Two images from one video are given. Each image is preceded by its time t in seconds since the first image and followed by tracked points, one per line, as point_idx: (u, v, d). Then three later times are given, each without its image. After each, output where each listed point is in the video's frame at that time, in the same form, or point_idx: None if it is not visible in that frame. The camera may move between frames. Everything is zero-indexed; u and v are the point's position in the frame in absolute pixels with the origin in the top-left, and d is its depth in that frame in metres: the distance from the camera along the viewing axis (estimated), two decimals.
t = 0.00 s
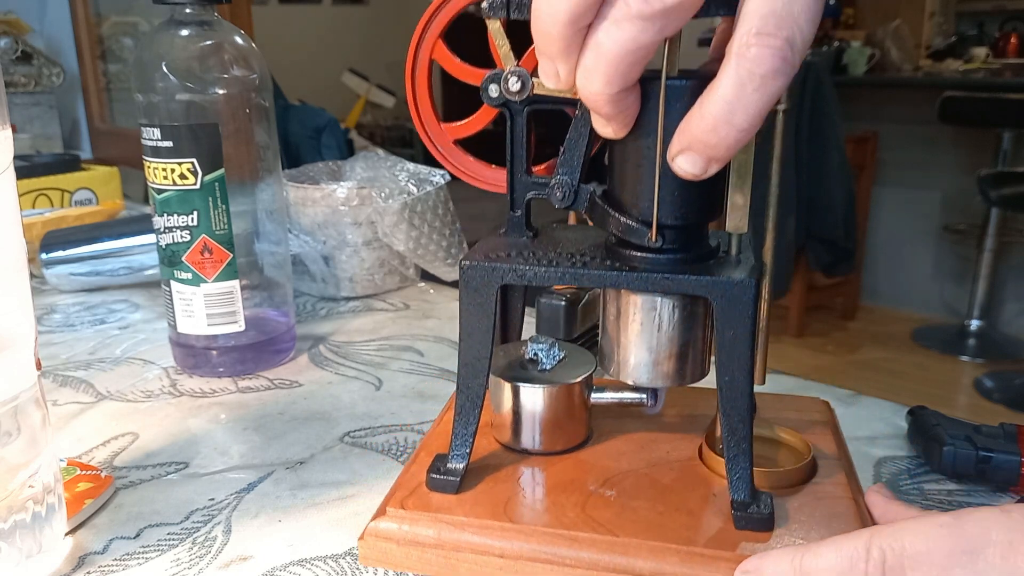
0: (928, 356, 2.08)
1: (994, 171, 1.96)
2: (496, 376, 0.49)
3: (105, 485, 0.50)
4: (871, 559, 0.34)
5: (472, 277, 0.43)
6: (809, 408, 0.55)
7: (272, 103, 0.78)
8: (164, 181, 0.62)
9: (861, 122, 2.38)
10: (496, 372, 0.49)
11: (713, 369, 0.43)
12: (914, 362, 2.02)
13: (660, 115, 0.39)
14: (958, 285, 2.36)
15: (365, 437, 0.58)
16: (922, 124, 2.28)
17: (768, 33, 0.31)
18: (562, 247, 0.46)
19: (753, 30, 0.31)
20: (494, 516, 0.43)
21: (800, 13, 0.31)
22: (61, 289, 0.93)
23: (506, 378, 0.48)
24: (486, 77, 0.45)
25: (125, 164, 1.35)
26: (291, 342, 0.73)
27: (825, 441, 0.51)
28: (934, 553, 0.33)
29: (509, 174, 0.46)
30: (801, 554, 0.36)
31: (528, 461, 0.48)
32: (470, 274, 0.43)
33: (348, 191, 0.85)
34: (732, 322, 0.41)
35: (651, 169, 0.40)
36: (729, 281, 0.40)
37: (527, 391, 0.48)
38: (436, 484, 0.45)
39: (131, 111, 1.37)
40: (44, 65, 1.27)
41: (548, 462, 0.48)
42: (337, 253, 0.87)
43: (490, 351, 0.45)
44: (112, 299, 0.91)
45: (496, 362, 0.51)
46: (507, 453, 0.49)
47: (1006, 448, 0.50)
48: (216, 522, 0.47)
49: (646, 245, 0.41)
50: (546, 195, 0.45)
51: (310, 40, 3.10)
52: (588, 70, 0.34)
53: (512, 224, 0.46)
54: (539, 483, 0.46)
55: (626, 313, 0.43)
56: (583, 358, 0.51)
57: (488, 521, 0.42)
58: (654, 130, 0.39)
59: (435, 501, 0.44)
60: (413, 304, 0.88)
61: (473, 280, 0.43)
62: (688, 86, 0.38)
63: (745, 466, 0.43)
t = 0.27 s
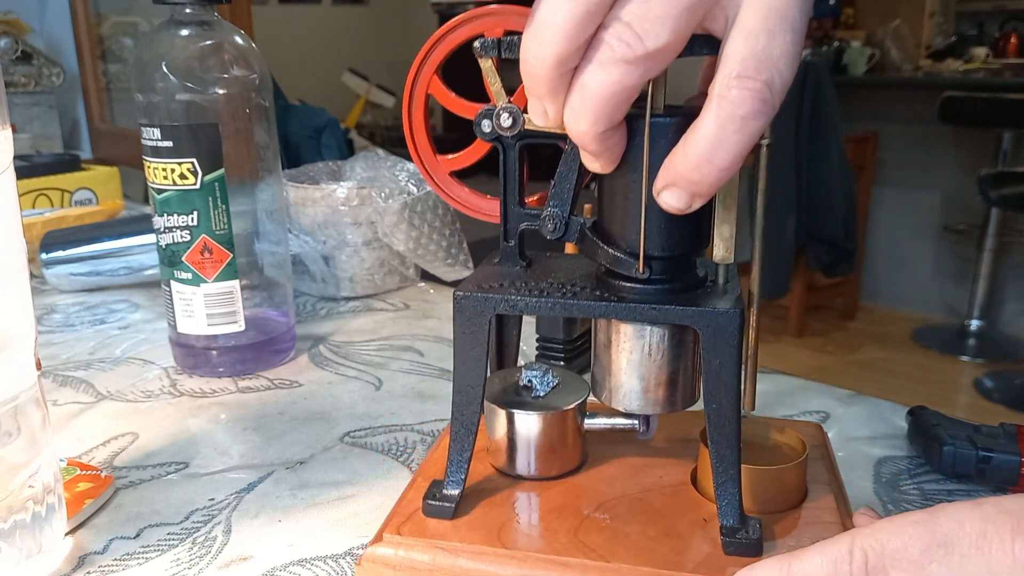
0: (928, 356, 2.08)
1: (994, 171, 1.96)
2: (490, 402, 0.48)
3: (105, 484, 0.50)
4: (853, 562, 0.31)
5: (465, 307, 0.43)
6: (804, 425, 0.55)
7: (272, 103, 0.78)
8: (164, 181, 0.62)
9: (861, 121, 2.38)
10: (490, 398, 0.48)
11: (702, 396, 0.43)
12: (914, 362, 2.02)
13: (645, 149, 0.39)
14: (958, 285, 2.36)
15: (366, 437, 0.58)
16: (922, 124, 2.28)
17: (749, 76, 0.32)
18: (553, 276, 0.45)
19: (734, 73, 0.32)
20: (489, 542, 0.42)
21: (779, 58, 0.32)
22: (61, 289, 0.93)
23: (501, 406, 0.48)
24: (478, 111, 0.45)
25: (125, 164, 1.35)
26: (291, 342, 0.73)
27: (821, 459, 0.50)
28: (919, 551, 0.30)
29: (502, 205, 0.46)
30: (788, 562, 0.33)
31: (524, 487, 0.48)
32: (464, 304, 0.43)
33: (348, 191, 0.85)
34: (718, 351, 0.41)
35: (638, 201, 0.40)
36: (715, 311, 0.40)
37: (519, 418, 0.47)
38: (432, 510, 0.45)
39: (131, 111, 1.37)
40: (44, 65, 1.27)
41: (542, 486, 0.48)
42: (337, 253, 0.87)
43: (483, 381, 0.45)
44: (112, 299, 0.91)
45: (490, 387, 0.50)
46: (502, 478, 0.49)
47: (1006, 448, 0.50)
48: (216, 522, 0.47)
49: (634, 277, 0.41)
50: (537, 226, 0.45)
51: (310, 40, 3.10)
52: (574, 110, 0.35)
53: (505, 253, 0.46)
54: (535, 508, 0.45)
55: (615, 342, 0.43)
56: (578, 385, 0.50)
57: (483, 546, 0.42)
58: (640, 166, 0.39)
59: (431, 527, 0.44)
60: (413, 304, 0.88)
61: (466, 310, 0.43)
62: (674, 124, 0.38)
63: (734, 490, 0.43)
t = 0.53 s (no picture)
0: (928, 356, 2.07)
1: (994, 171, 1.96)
2: (497, 417, 0.48)
3: (105, 485, 0.50)
4: (836, 553, 0.35)
5: (472, 330, 0.43)
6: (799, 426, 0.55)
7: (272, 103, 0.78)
8: (164, 181, 0.62)
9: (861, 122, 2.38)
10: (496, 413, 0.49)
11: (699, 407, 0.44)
12: (914, 362, 2.02)
13: (645, 175, 0.40)
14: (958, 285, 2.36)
15: (365, 437, 0.58)
16: (922, 124, 2.28)
17: (742, 109, 0.32)
18: (554, 294, 0.46)
19: (728, 105, 0.32)
20: (502, 552, 0.42)
21: (770, 90, 0.33)
22: (61, 289, 0.93)
23: (505, 420, 0.48)
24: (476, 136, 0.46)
25: (126, 164, 1.35)
26: (291, 342, 0.73)
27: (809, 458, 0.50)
28: (892, 539, 0.33)
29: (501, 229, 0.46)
30: (782, 554, 0.37)
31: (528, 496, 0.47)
32: (470, 327, 0.43)
33: (348, 191, 0.84)
34: (718, 366, 0.41)
35: (638, 221, 0.41)
36: (714, 327, 0.41)
37: (524, 431, 0.47)
38: (444, 523, 0.44)
39: (131, 111, 1.37)
40: (43, 65, 1.27)
41: (546, 494, 0.48)
42: (337, 253, 0.87)
43: (490, 399, 0.45)
44: (112, 299, 0.91)
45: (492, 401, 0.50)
46: (508, 488, 0.48)
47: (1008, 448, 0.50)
48: (216, 522, 0.47)
49: (635, 296, 0.42)
50: (537, 246, 0.46)
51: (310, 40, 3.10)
52: (573, 141, 0.35)
53: (504, 272, 0.47)
54: (542, 518, 0.45)
55: (616, 358, 0.44)
56: (576, 392, 0.51)
57: (495, 556, 0.42)
58: (639, 193, 0.40)
59: (444, 540, 0.44)
60: (413, 304, 0.88)
61: (473, 333, 0.43)
62: (669, 152, 0.39)
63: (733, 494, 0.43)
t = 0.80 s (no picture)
0: (928, 356, 2.07)
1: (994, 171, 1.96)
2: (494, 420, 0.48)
3: (105, 485, 0.50)
4: (829, 550, 0.34)
5: (471, 330, 0.43)
6: (796, 431, 0.55)
7: (272, 104, 0.78)
8: (164, 181, 0.62)
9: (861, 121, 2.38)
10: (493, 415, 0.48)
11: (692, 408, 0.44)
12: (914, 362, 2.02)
13: (640, 178, 0.39)
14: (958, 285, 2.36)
15: (366, 437, 0.58)
16: (922, 124, 2.28)
17: (731, 116, 0.32)
18: (553, 295, 0.46)
19: (717, 112, 0.32)
20: (498, 550, 0.42)
21: (760, 98, 0.32)
22: (61, 289, 0.93)
23: (502, 421, 0.48)
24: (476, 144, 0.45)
25: (125, 164, 1.35)
26: (291, 342, 0.73)
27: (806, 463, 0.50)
28: (884, 537, 0.33)
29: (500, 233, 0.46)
30: (774, 550, 0.36)
31: (524, 499, 0.47)
32: (469, 327, 0.43)
33: (348, 191, 0.84)
34: (709, 365, 0.41)
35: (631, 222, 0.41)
36: (706, 327, 0.41)
37: (521, 433, 0.47)
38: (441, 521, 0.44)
39: (131, 111, 1.37)
40: (43, 65, 1.27)
41: (543, 498, 0.47)
42: (337, 253, 0.87)
43: (488, 399, 0.45)
44: (112, 299, 0.91)
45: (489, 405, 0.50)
46: (504, 491, 0.48)
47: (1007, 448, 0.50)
48: (216, 522, 0.47)
49: (630, 296, 0.42)
50: (535, 250, 0.45)
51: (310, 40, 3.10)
52: (567, 146, 0.35)
53: (503, 276, 0.46)
54: (538, 518, 0.45)
55: (612, 358, 0.44)
56: (573, 397, 0.51)
57: (491, 553, 0.42)
58: (633, 194, 0.40)
59: (440, 538, 0.44)
60: (413, 304, 0.88)
61: (472, 333, 0.43)
62: (663, 156, 0.39)
63: (725, 494, 0.43)
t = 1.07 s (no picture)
0: (928, 356, 2.07)
1: (994, 171, 1.96)
2: (475, 408, 0.48)
3: (105, 485, 0.50)
4: (796, 538, 0.36)
5: (451, 321, 0.44)
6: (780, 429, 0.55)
7: (271, 104, 0.78)
8: (164, 181, 0.62)
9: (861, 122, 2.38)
10: (475, 405, 0.48)
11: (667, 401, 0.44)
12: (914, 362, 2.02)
13: (612, 177, 0.40)
14: (958, 285, 2.36)
15: (366, 437, 0.58)
16: (922, 124, 2.28)
17: (699, 117, 0.32)
18: (534, 290, 0.46)
19: (686, 114, 0.32)
20: (473, 535, 0.43)
21: (730, 100, 0.32)
22: (61, 289, 0.93)
23: (484, 411, 0.48)
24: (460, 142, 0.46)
25: (126, 164, 1.35)
26: (291, 342, 0.73)
27: (787, 458, 0.50)
28: (848, 526, 0.35)
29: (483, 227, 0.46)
30: (743, 538, 0.37)
31: (504, 487, 0.48)
32: (448, 318, 0.44)
33: (348, 191, 0.84)
34: (680, 358, 0.42)
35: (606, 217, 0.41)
36: (677, 322, 0.41)
37: (499, 423, 0.47)
38: (420, 507, 0.45)
39: (132, 111, 1.37)
40: (44, 65, 1.27)
41: (522, 487, 0.47)
42: (337, 253, 0.87)
43: (468, 388, 0.46)
44: (112, 299, 0.91)
45: (471, 394, 0.50)
46: (485, 479, 0.49)
47: (1006, 448, 0.50)
48: (216, 522, 0.47)
49: (604, 291, 0.42)
50: (516, 246, 0.46)
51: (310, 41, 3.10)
52: (542, 143, 0.35)
53: (486, 271, 0.47)
54: (516, 506, 0.45)
55: (587, 350, 0.44)
56: (555, 389, 0.51)
57: (466, 539, 0.42)
58: (608, 191, 0.41)
59: (418, 523, 0.44)
60: (413, 304, 0.88)
61: (451, 324, 0.44)
62: (638, 154, 0.39)
63: (697, 486, 0.43)
